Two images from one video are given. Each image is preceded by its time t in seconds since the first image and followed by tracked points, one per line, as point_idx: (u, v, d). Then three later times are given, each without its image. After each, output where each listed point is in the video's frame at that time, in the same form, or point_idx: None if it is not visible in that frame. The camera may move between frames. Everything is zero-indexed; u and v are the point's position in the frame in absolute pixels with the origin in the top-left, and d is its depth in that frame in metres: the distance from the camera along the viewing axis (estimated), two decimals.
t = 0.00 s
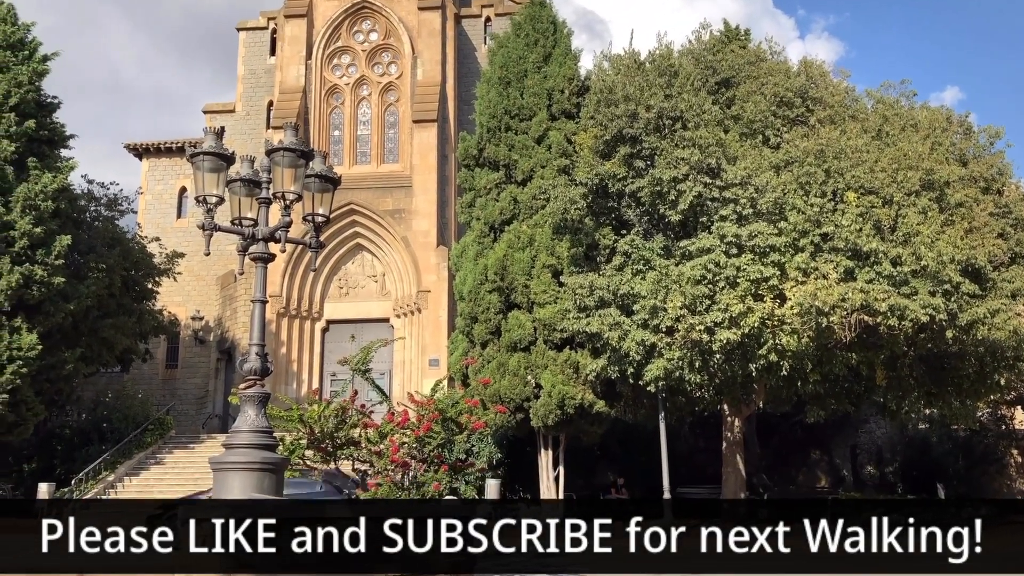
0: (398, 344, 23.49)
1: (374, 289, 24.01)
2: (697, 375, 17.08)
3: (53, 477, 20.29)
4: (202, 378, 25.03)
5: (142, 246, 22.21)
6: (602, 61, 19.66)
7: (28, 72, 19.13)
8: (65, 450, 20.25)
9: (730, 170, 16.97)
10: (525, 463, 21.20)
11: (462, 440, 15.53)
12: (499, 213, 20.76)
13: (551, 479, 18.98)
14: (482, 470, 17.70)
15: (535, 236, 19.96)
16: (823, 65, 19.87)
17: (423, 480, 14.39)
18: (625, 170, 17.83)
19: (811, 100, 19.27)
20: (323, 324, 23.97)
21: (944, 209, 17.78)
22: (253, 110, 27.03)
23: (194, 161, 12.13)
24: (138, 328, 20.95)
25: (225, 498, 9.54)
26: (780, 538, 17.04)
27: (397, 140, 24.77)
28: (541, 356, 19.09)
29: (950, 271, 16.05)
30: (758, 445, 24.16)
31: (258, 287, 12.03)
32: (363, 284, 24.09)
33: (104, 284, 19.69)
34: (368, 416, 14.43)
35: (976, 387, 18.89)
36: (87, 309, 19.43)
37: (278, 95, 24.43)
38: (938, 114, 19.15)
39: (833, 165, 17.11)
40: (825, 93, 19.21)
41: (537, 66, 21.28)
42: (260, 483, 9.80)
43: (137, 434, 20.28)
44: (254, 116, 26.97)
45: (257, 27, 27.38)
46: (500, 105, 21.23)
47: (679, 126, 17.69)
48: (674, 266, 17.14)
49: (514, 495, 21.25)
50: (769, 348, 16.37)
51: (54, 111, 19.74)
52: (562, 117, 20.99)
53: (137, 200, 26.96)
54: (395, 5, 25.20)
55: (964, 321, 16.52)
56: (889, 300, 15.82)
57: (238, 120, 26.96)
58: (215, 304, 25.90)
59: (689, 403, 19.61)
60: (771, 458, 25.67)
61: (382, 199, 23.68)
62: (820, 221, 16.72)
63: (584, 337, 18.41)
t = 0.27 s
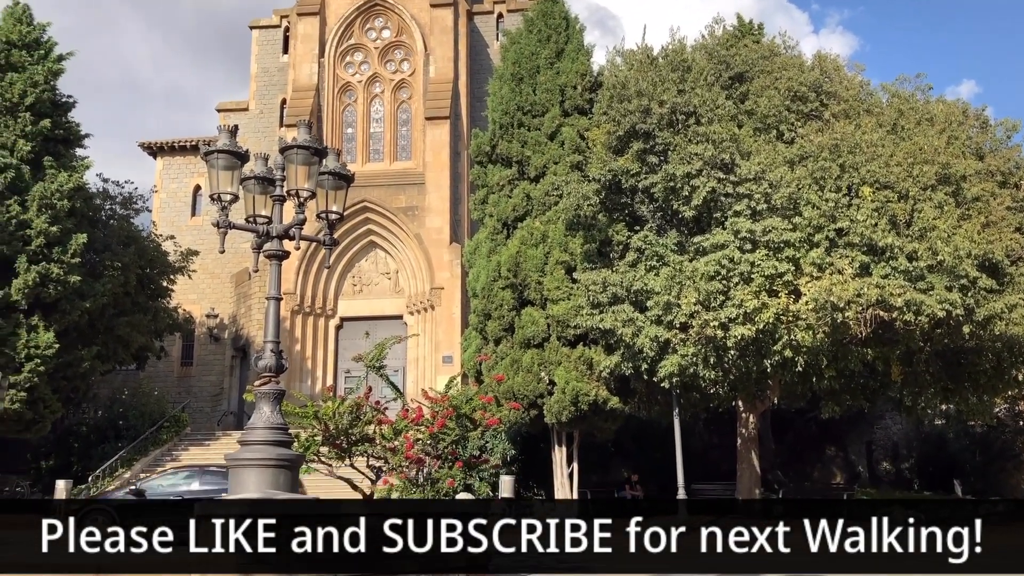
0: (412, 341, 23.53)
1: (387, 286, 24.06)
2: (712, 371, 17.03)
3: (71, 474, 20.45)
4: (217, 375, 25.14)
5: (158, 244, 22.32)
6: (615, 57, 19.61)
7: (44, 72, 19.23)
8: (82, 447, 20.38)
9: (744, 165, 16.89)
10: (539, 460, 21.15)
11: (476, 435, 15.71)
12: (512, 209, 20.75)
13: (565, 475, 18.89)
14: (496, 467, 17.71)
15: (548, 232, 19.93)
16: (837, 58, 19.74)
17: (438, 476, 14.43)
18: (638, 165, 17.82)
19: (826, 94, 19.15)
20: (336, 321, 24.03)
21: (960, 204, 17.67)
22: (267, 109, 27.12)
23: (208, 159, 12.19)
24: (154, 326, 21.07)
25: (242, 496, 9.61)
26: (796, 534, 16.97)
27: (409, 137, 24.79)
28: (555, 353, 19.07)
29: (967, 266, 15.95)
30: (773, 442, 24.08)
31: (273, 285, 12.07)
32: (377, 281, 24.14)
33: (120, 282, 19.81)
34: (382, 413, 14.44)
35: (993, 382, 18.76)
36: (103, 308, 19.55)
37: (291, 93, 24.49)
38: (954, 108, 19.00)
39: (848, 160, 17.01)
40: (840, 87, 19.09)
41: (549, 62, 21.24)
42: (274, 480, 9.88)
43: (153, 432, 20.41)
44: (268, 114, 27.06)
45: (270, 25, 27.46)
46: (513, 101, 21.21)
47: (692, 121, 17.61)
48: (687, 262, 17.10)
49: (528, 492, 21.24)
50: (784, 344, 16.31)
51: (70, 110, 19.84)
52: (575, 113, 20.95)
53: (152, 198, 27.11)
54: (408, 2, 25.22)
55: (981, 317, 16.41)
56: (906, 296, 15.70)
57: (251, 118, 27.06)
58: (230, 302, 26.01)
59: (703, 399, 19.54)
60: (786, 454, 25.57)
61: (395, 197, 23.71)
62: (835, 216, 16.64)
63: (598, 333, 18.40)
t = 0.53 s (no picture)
0: (426, 336, 23.55)
1: (401, 282, 24.10)
2: (727, 366, 16.96)
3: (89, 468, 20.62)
4: (233, 371, 25.26)
5: (173, 241, 22.43)
6: (629, 51, 19.55)
7: (60, 69, 19.31)
8: (100, 442, 20.53)
9: (759, 159, 16.80)
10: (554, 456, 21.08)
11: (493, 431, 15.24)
12: (527, 204, 20.72)
13: (579, 470, 18.73)
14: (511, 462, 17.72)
15: (562, 227, 19.89)
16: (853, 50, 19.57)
17: (453, 471, 14.47)
18: (653, 160, 17.80)
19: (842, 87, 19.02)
20: (351, 317, 24.08)
21: (978, 196, 17.52)
22: (281, 105, 27.19)
23: (224, 156, 12.22)
24: (170, 321, 21.20)
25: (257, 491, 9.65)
26: (814, 529, 16.90)
27: (423, 133, 24.80)
28: (569, 348, 19.04)
29: (985, 260, 15.83)
30: (788, 437, 24.00)
31: (288, 281, 12.09)
32: (391, 277, 24.18)
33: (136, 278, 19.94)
34: (398, 408, 14.52)
35: (1012, 377, 18.61)
36: (120, 304, 19.68)
37: (305, 89, 24.54)
38: (972, 100, 18.82)
39: (864, 152, 16.89)
40: (856, 79, 18.94)
41: (563, 57, 21.19)
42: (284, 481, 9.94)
43: (171, 427, 20.53)
44: (282, 111, 27.12)
45: (284, 21, 27.51)
46: (526, 96, 21.18)
47: (707, 114, 17.52)
48: (702, 256, 17.04)
49: (543, 487, 21.23)
50: (800, 338, 16.23)
51: (86, 107, 19.94)
52: (589, 108, 20.90)
53: (168, 195, 27.24)
54: None
55: (1000, 311, 16.28)
56: (923, 290, 15.55)
57: (266, 114, 27.13)
58: (246, 298, 26.13)
59: (719, 394, 19.47)
60: (802, 449, 25.50)
61: (409, 192, 23.73)
62: (851, 209, 16.53)
63: (612, 328, 18.36)
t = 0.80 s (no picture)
0: (441, 330, 23.58)
1: (416, 276, 24.14)
2: (743, 359, 16.89)
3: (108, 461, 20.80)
4: (250, 365, 25.38)
5: (190, 236, 22.56)
6: (643, 43, 19.48)
7: (76, 65, 19.42)
8: (118, 436, 20.70)
9: (775, 151, 16.71)
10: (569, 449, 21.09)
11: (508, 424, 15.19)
12: (541, 198, 20.69)
13: (595, 463, 18.76)
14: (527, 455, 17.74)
15: (576, 221, 19.86)
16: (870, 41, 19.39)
17: (469, 464, 14.49)
18: (668, 152, 17.75)
19: (858, 78, 18.86)
20: (366, 311, 24.14)
21: (997, 187, 17.36)
22: (296, 100, 27.25)
23: (239, 151, 12.26)
24: (187, 316, 21.34)
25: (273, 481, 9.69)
26: (831, 522, 16.83)
27: (437, 127, 24.81)
28: (584, 341, 19.02)
29: (1004, 251, 15.70)
30: (805, 430, 23.90)
31: (304, 275, 12.14)
32: (406, 270, 24.22)
33: (153, 273, 20.05)
34: (414, 401, 14.48)
35: None
36: (138, 298, 19.82)
37: (320, 84, 24.59)
38: (991, 90, 18.61)
39: (881, 144, 16.77)
40: (873, 70, 18.77)
41: (577, 49, 21.13)
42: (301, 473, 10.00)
43: (188, 421, 20.67)
44: (297, 105, 27.19)
45: (298, 16, 27.56)
46: (541, 89, 21.13)
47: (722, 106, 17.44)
48: (718, 249, 16.98)
49: (559, 480, 21.23)
50: (816, 331, 16.16)
51: (103, 103, 20.05)
52: (603, 100, 20.84)
53: (185, 190, 27.38)
54: None
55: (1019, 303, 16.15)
56: (941, 282, 15.43)
57: (281, 109, 27.21)
58: (262, 292, 26.25)
59: (735, 387, 19.40)
60: (818, 443, 25.44)
61: (424, 186, 23.74)
62: (868, 201, 16.41)
63: (628, 321, 18.34)
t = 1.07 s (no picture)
0: (457, 323, 23.60)
1: (432, 269, 24.16)
2: (760, 351, 16.82)
3: (128, 454, 20.98)
4: (267, 358, 25.50)
5: (207, 229, 22.66)
6: (659, 34, 19.39)
7: (94, 60, 19.51)
8: (138, 429, 20.85)
9: (792, 142, 16.60)
10: (585, 441, 21.12)
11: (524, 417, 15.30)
12: (557, 190, 20.65)
13: (612, 456, 18.78)
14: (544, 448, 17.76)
15: (592, 213, 19.81)
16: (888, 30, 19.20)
17: (486, 457, 14.53)
18: (684, 143, 17.70)
19: (877, 68, 18.70)
20: (383, 304, 24.19)
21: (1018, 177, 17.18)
22: (312, 93, 27.31)
23: (256, 144, 12.28)
24: (205, 310, 21.48)
25: (291, 474, 9.77)
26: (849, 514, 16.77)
27: (453, 120, 24.78)
28: (601, 334, 19.00)
29: None
30: (822, 422, 23.82)
31: (321, 268, 12.16)
32: (422, 264, 24.26)
33: (171, 267, 20.17)
34: (431, 394, 14.52)
35: None
36: (156, 292, 19.95)
37: (335, 77, 24.61)
38: (1012, 79, 18.40)
39: (900, 134, 16.61)
40: (891, 60, 18.58)
41: (593, 41, 21.03)
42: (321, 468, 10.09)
43: (207, 413, 20.83)
44: (313, 99, 27.24)
45: (313, 10, 27.57)
46: (556, 81, 21.08)
47: (739, 97, 17.35)
48: (735, 241, 16.90)
49: (575, 472, 21.26)
50: (834, 323, 16.07)
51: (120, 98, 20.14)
52: (619, 92, 20.77)
53: (202, 184, 27.50)
54: None
55: None
56: (960, 273, 15.31)
57: (297, 103, 27.27)
58: (279, 285, 26.35)
59: (752, 379, 19.33)
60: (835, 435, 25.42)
61: (439, 179, 23.74)
62: (886, 191, 16.27)
63: (644, 313, 18.31)
